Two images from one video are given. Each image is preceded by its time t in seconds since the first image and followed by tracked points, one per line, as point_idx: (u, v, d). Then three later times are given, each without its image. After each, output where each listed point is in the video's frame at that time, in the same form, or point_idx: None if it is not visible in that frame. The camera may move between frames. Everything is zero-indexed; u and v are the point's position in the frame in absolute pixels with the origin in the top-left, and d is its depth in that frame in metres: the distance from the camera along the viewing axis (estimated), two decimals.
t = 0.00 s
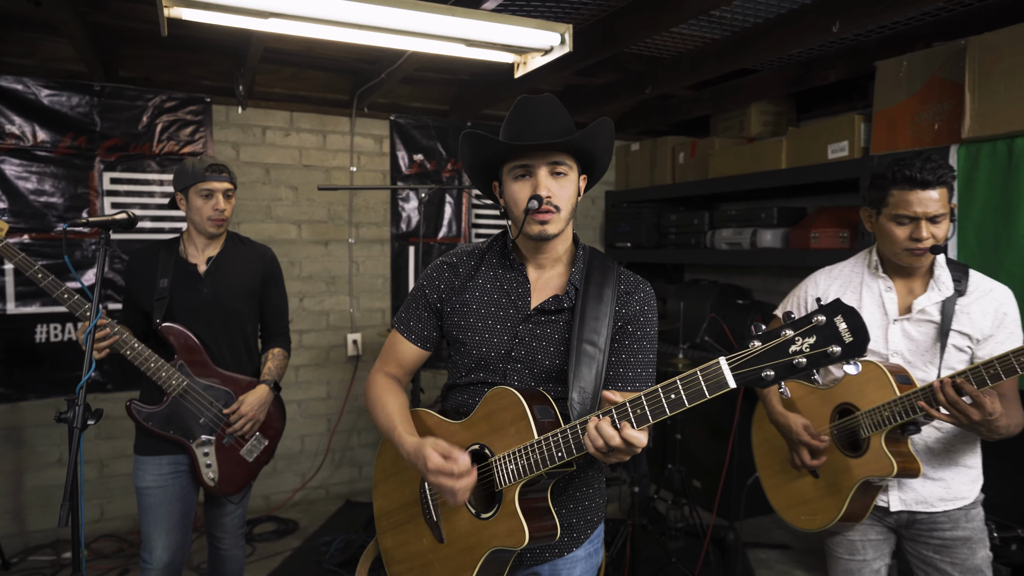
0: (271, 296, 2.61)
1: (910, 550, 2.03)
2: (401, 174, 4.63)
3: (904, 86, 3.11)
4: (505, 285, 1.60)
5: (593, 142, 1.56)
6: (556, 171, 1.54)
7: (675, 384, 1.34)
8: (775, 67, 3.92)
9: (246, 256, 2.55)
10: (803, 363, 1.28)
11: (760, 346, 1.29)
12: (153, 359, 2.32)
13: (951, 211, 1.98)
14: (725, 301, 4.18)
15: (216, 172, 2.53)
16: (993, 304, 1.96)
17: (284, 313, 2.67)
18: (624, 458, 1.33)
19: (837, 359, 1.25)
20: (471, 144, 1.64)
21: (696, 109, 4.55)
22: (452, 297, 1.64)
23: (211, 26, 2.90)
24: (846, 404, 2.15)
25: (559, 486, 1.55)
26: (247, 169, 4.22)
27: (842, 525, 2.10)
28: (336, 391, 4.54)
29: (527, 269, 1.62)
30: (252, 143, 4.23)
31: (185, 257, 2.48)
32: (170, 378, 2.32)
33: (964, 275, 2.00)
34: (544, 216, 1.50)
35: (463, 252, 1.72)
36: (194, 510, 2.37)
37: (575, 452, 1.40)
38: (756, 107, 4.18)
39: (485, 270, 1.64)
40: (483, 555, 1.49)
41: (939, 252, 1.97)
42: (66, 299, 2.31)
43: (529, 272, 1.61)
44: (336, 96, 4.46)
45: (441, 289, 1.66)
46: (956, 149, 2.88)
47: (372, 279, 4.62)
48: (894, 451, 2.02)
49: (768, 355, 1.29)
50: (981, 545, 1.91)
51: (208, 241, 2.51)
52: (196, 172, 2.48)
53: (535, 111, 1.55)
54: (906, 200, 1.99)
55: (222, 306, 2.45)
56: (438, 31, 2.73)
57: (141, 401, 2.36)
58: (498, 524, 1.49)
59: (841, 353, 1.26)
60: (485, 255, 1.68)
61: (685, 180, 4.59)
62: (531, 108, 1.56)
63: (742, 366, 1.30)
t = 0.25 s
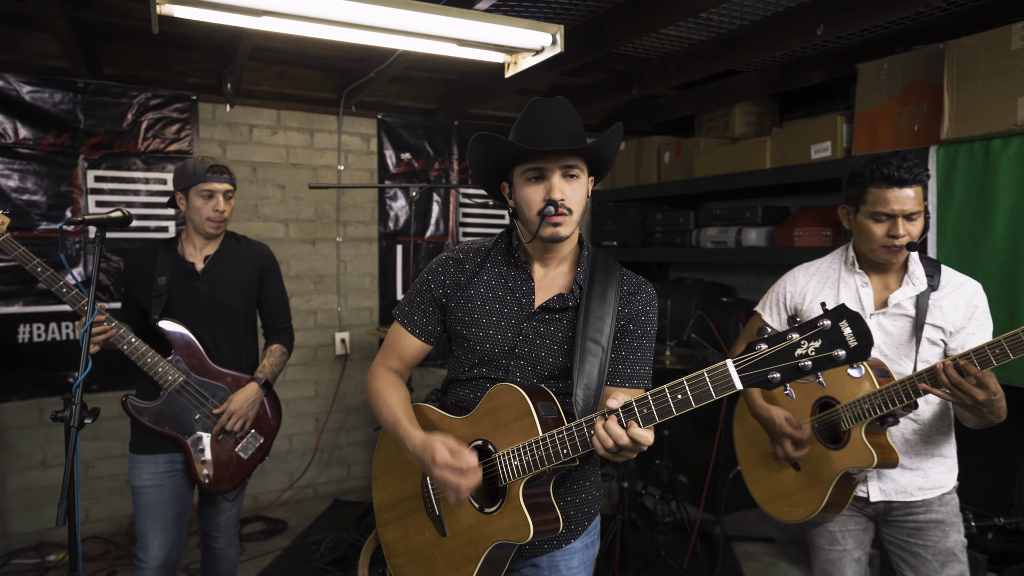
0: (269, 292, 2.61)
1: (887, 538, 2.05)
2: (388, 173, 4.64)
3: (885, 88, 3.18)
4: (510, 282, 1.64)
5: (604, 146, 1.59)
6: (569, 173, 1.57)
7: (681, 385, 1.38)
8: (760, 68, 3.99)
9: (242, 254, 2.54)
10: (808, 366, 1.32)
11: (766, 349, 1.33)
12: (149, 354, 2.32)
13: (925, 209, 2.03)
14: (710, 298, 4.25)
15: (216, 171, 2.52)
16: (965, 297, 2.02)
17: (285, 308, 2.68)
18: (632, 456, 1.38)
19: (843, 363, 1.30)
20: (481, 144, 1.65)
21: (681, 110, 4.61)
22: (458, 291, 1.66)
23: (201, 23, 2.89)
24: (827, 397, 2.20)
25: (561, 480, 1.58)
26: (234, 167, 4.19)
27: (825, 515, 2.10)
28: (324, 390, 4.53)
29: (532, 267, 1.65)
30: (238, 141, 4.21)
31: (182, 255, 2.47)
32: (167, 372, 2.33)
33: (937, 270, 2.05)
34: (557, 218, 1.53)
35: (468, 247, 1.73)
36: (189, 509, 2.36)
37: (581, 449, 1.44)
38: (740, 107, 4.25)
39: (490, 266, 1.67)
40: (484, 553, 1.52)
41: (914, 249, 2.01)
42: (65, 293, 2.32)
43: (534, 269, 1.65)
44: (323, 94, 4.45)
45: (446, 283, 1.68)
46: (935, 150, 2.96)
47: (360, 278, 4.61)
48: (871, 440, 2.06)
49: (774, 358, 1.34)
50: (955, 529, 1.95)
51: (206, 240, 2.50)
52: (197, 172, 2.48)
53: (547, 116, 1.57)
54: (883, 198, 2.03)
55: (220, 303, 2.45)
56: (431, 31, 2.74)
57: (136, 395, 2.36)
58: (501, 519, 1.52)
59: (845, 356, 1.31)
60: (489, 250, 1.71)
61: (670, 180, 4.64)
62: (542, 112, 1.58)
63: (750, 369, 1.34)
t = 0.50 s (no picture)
0: (259, 291, 2.61)
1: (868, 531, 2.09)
2: (376, 171, 4.63)
3: (868, 89, 3.24)
4: (510, 279, 1.67)
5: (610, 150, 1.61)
6: (575, 176, 1.59)
7: (682, 385, 1.41)
8: (745, 69, 4.05)
9: (233, 252, 2.54)
10: (809, 367, 1.35)
11: (766, 350, 1.36)
12: (140, 351, 2.31)
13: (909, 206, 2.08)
14: (696, 296, 4.30)
15: (208, 170, 2.51)
16: (945, 295, 2.06)
17: (275, 308, 2.69)
18: (632, 454, 1.41)
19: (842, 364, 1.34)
20: (483, 146, 1.66)
21: (667, 109, 4.66)
22: (459, 285, 1.70)
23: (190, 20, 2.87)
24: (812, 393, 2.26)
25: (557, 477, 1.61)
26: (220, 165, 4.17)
27: (810, 509, 2.15)
28: (311, 389, 4.51)
29: (532, 264, 1.69)
30: (225, 139, 4.19)
31: (173, 254, 2.46)
32: (157, 369, 2.32)
33: (920, 268, 2.09)
34: (561, 221, 1.56)
35: (472, 241, 1.78)
36: (178, 508, 2.35)
37: (582, 447, 1.47)
38: (725, 107, 4.30)
39: (491, 262, 1.71)
40: (483, 552, 1.55)
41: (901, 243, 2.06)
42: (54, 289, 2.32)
43: (534, 266, 1.69)
44: (310, 92, 4.44)
45: (447, 276, 1.72)
46: (916, 150, 3.02)
47: (348, 276, 4.60)
48: (857, 436, 2.10)
49: (774, 359, 1.37)
50: (934, 521, 1.98)
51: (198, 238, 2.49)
52: (189, 171, 2.46)
53: (557, 117, 1.58)
54: (871, 191, 2.07)
55: (213, 302, 2.45)
56: (422, 29, 2.75)
57: (126, 393, 2.35)
58: (501, 515, 1.55)
59: (845, 357, 1.34)
60: (492, 245, 1.75)
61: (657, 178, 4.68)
62: (551, 113, 1.59)
63: (750, 370, 1.37)
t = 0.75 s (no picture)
0: (248, 290, 2.60)
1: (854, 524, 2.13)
2: (365, 169, 4.62)
3: (854, 88, 3.28)
4: (506, 276, 1.68)
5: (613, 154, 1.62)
6: (581, 180, 1.60)
7: (683, 382, 1.43)
8: (732, 67, 4.08)
9: (222, 250, 2.52)
10: (811, 369, 1.37)
11: (770, 350, 1.37)
12: (127, 349, 2.29)
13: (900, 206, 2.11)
14: (683, 293, 4.32)
15: (195, 168, 2.49)
16: (933, 293, 2.09)
17: (263, 308, 2.68)
18: (629, 451, 1.44)
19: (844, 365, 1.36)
20: (491, 141, 1.67)
21: (654, 107, 4.68)
22: (454, 283, 1.70)
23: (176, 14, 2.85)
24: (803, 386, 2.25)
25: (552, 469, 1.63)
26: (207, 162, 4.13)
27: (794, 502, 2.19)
28: (300, 387, 4.49)
29: (529, 262, 1.70)
30: (211, 136, 4.16)
31: (162, 252, 2.44)
32: (145, 366, 2.30)
33: (909, 267, 2.12)
34: (566, 224, 1.56)
35: (466, 237, 1.78)
36: (166, 507, 2.33)
37: (581, 443, 1.49)
38: (712, 105, 4.33)
39: (488, 259, 1.71)
40: (479, 543, 1.56)
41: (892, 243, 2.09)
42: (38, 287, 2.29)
43: (531, 263, 1.69)
44: (298, 88, 4.41)
45: (442, 273, 1.72)
46: (901, 147, 3.07)
47: (336, 274, 4.58)
48: (842, 431, 2.12)
49: (776, 360, 1.37)
50: (918, 513, 2.03)
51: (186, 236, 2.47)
52: (176, 168, 2.44)
53: (568, 120, 1.59)
54: (863, 192, 2.10)
55: (202, 300, 2.43)
56: (411, 25, 2.75)
57: (113, 389, 2.32)
58: (497, 509, 1.56)
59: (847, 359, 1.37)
60: (488, 242, 1.75)
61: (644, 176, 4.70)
62: (558, 116, 1.60)
63: (752, 369, 1.38)
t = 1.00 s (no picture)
0: (240, 288, 2.59)
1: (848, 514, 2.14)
2: (355, 165, 4.55)
3: (844, 83, 3.29)
4: (503, 265, 1.68)
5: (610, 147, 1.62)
6: (579, 173, 1.59)
7: (682, 367, 1.44)
8: (723, 63, 4.10)
9: (216, 246, 2.51)
10: (809, 351, 1.38)
11: (768, 334, 1.39)
12: (117, 342, 2.26)
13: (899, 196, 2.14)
14: (675, 288, 4.33)
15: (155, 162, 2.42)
16: (929, 282, 2.11)
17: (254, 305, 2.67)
18: (629, 437, 1.44)
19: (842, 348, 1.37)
20: (490, 129, 1.65)
21: (646, 103, 4.69)
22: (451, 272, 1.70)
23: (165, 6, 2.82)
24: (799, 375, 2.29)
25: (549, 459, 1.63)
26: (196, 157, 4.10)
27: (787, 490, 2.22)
28: (291, 383, 4.47)
29: (526, 252, 1.70)
30: (201, 130, 4.13)
31: (153, 245, 2.42)
32: (136, 359, 2.27)
33: (905, 258, 2.15)
34: (562, 217, 1.57)
35: (462, 226, 1.78)
36: (158, 504, 2.32)
37: (579, 431, 1.49)
38: (704, 101, 4.35)
39: (484, 248, 1.72)
40: (477, 533, 1.56)
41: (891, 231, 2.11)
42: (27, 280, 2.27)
43: (527, 253, 1.70)
44: (288, 83, 4.39)
45: (439, 262, 1.72)
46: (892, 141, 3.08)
47: (327, 270, 4.57)
48: (839, 418, 2.15)
49: (776, 343, 1.38)
50: (910, 503, 2.04)
51: (173, 232, 2.44)
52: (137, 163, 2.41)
53: (569, 112, 1.58)
54: (864, 179, 2.12)
55: (195, 295, 2.42)
56: (404, 19, 2.74)
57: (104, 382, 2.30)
58: (496, 500, 1.56)
59: (845, 342, 1.38)
60: (485, 232, 1.75)
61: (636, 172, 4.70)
62: (558, 108, 1.59)
63: (751, 353, 1.39)
